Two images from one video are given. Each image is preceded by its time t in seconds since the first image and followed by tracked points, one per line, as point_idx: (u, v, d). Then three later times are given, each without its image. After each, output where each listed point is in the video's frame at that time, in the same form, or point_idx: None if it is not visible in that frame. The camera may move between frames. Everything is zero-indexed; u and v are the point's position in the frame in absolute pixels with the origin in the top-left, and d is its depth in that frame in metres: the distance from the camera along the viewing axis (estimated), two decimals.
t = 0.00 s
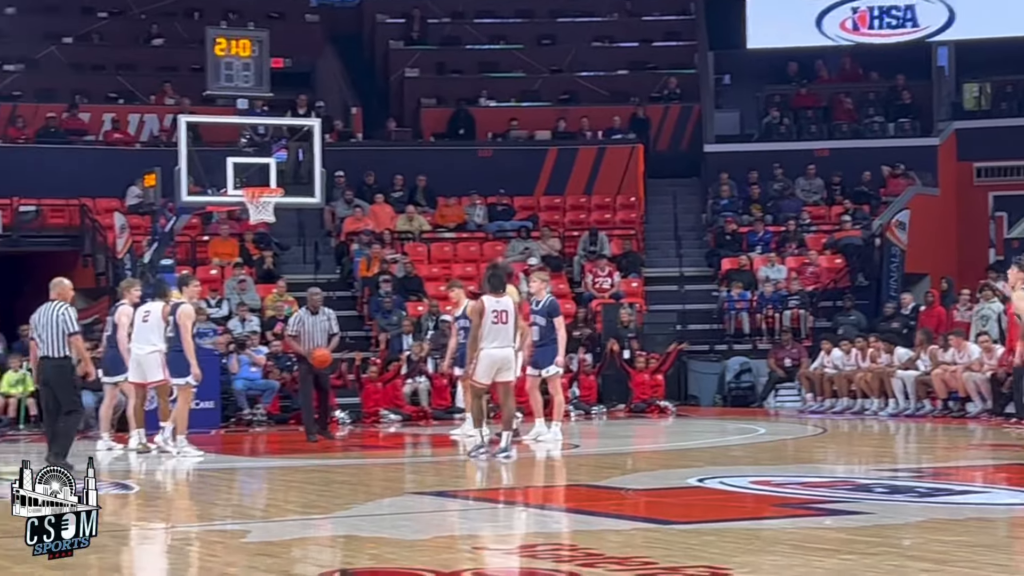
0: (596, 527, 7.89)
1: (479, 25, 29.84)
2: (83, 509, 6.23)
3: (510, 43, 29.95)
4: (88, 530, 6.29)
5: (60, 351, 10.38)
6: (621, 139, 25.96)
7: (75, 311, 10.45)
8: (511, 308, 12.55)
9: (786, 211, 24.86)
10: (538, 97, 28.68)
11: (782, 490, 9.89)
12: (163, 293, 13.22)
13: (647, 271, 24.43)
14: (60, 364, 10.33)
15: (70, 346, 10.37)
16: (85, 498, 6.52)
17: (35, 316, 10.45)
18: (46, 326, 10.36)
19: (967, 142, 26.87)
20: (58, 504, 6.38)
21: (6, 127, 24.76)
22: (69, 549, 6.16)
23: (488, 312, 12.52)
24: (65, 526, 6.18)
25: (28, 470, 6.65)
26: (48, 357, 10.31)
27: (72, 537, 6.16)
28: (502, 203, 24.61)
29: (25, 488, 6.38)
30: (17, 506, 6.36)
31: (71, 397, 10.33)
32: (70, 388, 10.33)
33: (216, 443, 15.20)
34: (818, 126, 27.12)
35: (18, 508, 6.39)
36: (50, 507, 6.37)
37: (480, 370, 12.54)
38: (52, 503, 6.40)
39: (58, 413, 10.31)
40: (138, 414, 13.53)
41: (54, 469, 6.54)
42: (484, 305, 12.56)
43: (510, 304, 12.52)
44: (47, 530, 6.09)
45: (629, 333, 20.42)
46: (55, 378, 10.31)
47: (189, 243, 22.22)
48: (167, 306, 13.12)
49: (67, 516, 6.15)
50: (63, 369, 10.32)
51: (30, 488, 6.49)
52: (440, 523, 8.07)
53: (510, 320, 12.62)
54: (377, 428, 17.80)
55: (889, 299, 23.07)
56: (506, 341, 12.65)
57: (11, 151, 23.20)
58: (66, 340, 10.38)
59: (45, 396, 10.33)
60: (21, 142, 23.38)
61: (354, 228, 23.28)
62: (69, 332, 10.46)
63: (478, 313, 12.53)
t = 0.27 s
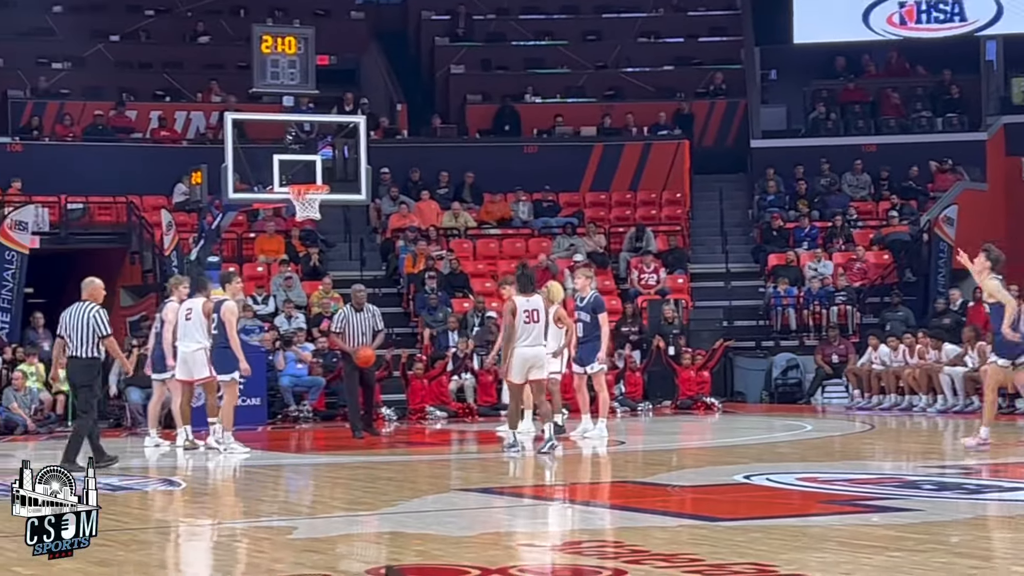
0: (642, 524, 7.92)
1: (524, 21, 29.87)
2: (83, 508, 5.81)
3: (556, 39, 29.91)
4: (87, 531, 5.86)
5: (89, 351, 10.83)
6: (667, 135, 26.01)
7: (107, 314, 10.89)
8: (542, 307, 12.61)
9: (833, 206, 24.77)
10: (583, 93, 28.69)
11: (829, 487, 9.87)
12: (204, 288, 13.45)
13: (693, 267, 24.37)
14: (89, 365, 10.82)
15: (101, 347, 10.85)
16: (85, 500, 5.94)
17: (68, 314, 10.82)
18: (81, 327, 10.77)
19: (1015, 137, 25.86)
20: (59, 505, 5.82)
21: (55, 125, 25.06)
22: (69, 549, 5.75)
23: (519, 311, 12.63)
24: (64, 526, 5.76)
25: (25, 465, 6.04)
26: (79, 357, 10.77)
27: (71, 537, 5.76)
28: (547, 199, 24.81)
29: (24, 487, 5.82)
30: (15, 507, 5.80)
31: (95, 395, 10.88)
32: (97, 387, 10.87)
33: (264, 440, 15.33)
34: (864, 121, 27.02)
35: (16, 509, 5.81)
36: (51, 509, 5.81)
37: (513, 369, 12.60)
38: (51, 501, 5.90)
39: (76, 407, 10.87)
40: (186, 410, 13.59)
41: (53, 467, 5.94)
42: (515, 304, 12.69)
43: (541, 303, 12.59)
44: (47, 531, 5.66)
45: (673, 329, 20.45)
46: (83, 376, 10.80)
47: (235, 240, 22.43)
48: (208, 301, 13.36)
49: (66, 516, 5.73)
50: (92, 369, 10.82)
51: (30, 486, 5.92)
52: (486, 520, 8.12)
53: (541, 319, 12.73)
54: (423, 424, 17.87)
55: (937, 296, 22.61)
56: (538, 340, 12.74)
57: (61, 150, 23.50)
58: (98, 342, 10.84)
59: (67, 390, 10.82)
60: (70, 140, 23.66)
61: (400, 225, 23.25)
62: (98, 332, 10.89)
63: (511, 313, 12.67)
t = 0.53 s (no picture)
0: (676, 523, 7.95)
1: (556, 20, 29.90)
2: (83, 508, 5.22)
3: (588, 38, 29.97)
4: (87, 530, 5.25)
5: (104, 347, 10.96)
6: (700, 134, 26.03)
7: (124, 311, 11.01)
8: (560, 304, 12.95)
9: (866, 205, 24.67)
10: (616, 92, 28.64)
11: (863, 486, 9.85)
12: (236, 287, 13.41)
13: (727, 266, 24.33)
14: (104, 361, 10.94)
15: (114, 344, 10.97)
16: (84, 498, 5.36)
17: (82, 311, 10.96)
18: (94, 323, 10.92)
19: None
20: (58, 505, 5.22)
21: (90, 125, 25.28)
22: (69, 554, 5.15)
23: (537, 309, 12.94)
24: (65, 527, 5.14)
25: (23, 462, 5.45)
26: (93, 353, 10.90)
27: (71, 537, 5.16)
28: (580, 199, 24.86)
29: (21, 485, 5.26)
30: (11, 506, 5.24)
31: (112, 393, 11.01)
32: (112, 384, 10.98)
33: (297, 439, 15.41)
34: (898, 119, 26.87)
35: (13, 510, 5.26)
36: (52, 509, 5.22)
37: (535, 366, 12.89)
38: (50, 503, 5.29)
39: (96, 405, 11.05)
40: (220, 409, 13.66)
41: (53, 466, 5.35)
42: (533, 302, 12.95)
43: (560, 299, 12.91)
44: (46, 530, 5.08)
45: (705, 327, 20.44)
46: (97, 373, 10.94)
47: (269, 239, 22.57)
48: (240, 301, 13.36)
49: (67, 515, 5.14)
50: (106, 366, 10.93)
51: (28, 485, 5.30)
52: (519, 519, 8.16)
53: (560, 317, 13.01)
54: (456, 423, 17.96)
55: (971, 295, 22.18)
56: (558, 338, 12.97)
57: (96, 150, 23.73)
58: (110, 338, 10.97)
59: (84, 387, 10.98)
60: (105, 140, 23.86)
61: (433, 224, 23.29)
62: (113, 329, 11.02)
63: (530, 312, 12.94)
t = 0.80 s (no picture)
0: (704, 523, 7.98)
1: (584, 21, 29.93)
2: (84, 509, 5.80)
3: (617, 38, 29.96)
4: (90, 531, 5.87)
5: (115, 350, 10.75)
6: (728, 135, 26.00)
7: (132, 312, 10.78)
8: (581, 306, 13.27)
9: (895, 205, 24.60)
10: (644, 93, 28.53)
11: (892, 487, 9.85)
12: (270, 288, 13.62)
13: (755, 267, 24.31)
14: (116, 364, 10.73)
15: (125, 346, 10.72)
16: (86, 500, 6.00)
17: (92, 314, 10.75)
18: (102, 326, 10.70)
19: None
20: (62, 507, 5.83)
21: (119, 127, 25.45)
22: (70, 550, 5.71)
23: (559, 312, 13.33)
24: (67, 527, 5.73)
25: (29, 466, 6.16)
26: (104, 357, 10.71)
27: (72, 537, 5.74)
28: (608, 199, 24.84)
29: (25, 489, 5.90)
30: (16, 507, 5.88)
31: (126, 396, 10.76)
32: (125, 387, 10.73)
33: (326, 439, 15.54)
34: (927, 119, 26.80)
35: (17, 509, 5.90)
36: (56, 510, 5.85)
37: (556, 364, 13.15)
38: (51, 503, 5.95)
39: (113, 410, 10.80)
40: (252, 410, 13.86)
41: (54, 468, 6.04)
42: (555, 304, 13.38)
43: (580, 301, 13.25)
44: (47, 530, 5.66)
45: (732, 328, 20.52)
46: (111, 377, 10.73)
47: (298, 240, 22.70)
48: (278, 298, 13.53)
49: (67, 516, 5.73)
50: (119, 368, 10.72)
51: (33, 486, 5.99)
52: (547, 519, 8.22)
53: (581, 318, 13.35)
54: (485, 424, 18.00)
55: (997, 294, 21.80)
56: (578, 339, 13.33)
57: (126, 151, 23.87)
58: (120, 339, 10.75)
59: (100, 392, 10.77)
60: (135, 143, 24.00)
61: (461, 225, 23.34)
62: (123, 330, 10.79)
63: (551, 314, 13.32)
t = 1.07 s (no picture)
0: (729, 525, 8.00)
1: (608, 22, 29.94)
2: (84, 508, 5.68)
3: (641, 39, 29.96)
4: (89, 531, 5.72)
5: (121, 349, 10.69)
6: (752, 135, 25.98)
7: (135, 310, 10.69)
8: (600, 308, 13.56)
9: (920, 205, 24.55)
10: (668, 93, 28.48)
11: (918, 488, 9.84)
12: (294, 289, 13.60)
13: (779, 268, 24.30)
14: (119, 364, 10.67)
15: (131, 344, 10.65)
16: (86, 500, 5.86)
17: (97, 312, 10.68)
18: (107, 325, 10.64)
19: None
20: (60, 506, 5.68)
21: (144, 129, 25.62)
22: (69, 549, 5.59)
23: (578, 312, 13.55)
24: (66, 526, 5.61)
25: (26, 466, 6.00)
26: (108, 357, 10.65)
27: (72, 537, 5.62)
28: (632, 200, 24.80)
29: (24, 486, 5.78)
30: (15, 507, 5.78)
31: (131, 395, 10.70)
32: (129, 388, 10.67)
33: (350, 440, 15.68)
34: (952, 119, 26.75)
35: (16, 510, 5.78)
36: (53, 510, 5.70)
37: (571, 369, 13.51)
38: (51, 502, 5.82)
39: (122, 409, 10.76)
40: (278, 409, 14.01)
41: (54, 468, 5.90)
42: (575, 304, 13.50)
43: (598, 304, 13.55)
44: (46, 530, 5.53)
45: (757, 330, 20.34)
46: (115, 376, 10.67)
47: (322, 241, 22.82)
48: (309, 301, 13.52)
49: (66, 515, 5.61)
50: (123, 368, 10.66)
51: (29, 486, 5.83)
52: (570, 520, 8.25)
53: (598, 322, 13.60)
54: (509, 425, 18.06)
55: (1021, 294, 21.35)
56: (594, 342, 13.58)
57: (151, 153, 24.03)
58: (126, 338, 10.67)
59: (105, 391, 10.71)
60: (159, 145, 24.15)
61: (484, 226, 23.41)
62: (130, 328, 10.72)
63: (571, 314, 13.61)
